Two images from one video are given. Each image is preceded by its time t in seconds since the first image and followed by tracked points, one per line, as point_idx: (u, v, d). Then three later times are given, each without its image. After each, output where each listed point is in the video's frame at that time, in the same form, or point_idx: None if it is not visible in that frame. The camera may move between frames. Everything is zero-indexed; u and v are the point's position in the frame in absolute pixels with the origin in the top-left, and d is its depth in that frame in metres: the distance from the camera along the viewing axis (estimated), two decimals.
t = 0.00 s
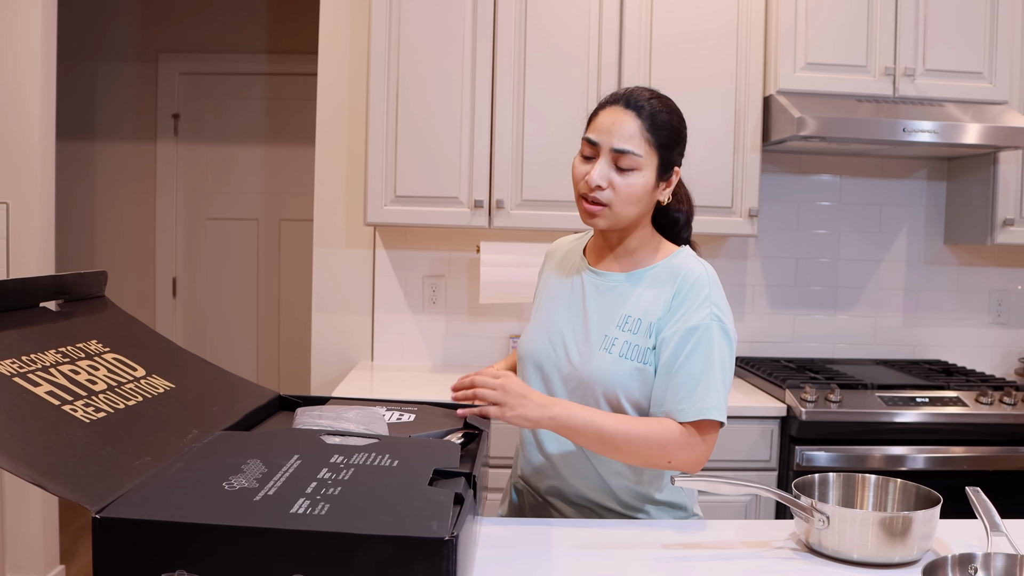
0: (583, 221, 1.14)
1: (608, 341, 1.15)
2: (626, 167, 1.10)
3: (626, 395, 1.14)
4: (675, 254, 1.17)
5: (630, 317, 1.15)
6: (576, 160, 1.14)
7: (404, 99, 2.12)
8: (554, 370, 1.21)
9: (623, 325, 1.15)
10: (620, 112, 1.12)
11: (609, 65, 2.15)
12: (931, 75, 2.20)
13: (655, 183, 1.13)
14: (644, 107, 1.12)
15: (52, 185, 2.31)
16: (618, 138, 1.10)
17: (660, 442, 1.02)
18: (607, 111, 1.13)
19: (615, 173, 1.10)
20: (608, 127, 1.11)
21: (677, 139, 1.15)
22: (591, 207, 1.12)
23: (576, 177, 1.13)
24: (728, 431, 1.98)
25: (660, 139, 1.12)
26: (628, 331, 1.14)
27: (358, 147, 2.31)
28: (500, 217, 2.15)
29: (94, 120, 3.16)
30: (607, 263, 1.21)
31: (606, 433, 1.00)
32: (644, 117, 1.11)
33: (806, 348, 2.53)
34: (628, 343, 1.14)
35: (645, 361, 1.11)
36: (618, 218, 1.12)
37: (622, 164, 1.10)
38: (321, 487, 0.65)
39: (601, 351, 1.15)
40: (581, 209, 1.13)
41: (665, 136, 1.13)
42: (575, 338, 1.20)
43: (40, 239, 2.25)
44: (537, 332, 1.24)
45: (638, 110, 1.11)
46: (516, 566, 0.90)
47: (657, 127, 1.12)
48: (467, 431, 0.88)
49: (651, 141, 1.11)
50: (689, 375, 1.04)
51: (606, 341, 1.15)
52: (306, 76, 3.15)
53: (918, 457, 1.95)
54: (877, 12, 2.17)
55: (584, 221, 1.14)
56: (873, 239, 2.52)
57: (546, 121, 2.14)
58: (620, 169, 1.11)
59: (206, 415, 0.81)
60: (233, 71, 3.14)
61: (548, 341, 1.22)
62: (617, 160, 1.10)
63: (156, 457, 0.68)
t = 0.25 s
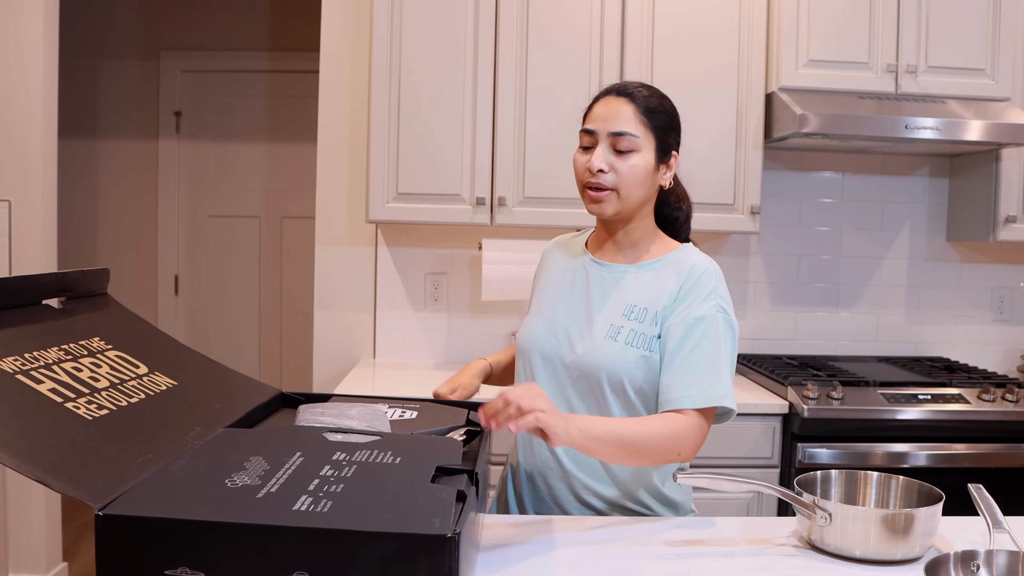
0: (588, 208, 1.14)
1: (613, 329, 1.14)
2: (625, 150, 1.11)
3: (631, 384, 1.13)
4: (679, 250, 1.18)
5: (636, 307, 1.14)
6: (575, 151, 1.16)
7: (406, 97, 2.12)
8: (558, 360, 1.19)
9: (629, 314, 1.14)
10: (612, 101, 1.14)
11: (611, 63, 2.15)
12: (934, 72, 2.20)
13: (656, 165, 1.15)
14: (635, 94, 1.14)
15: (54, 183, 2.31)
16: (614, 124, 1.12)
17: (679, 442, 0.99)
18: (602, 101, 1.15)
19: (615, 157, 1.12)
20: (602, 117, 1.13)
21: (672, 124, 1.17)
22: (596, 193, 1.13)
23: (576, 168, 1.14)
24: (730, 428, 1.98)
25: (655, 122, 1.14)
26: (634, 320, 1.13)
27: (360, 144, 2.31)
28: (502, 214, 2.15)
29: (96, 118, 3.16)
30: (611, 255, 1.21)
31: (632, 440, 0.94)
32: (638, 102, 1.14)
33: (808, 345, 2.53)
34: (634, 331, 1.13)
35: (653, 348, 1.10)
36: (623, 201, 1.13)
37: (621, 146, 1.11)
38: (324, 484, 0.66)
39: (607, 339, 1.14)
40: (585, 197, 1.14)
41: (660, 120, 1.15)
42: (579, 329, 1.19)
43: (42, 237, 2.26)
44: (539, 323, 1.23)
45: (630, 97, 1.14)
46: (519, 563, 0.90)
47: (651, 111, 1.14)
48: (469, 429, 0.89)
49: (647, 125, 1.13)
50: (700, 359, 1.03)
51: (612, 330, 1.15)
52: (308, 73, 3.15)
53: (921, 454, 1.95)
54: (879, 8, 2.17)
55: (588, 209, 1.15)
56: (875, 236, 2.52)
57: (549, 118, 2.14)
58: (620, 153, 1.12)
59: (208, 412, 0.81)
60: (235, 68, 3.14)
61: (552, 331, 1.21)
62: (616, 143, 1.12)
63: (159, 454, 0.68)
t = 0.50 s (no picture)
0: (590, 203, 1.13)
1: (612, 324, 1.13)
2: (619, 139, 1.12)
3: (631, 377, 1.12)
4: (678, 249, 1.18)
5: (635, 302, 1.13)
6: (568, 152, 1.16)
7: (407, 95, 2.12)
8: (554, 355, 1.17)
9: (628, 309, 1.13)
10: (597, 98, 1.16)
11: (613, 61, 2.15)
12: (935, 70, 2.19)
13: (648, 152, 1.15)
14: (618, 90, 1.16)
15: (56, 182, 2.32)
16: (603, 117, 1.13)
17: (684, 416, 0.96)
18: (586, 103, 1.17)
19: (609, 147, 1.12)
20: (589, 114, 1.14)
21: (656, 115, 1.18)
22: (596, 185, 1.12)
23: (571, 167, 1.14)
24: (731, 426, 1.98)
25: (642, 113, 1.15)
26: (634, 315, 1.13)
27: (362, 143, 2.31)
28: (504, 213, 2.16)
29: (98, 116, 3.17)
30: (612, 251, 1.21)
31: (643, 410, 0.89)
32: (621, 97, 1.15)
33: (810, 343, 2.53)
34: (634, 326, 1.12)
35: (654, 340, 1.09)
36: (624, 190, 1.13)
37: (613, 137, 1.11)
38: (326, 482, 0.66)
39: (608, 334, 1.13)
40: (585, 192, 1.13)
41: (646, 111, 1.16)
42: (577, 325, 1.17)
43: (44, 235, 2.26)
44: (532, 319, 1.21)
45: (614, 92, 1.16)
46: (521, 561, 0.90)
47: (634, 103, 1.16)
48: (471, 427, 0.89)
49: (635, 116, 1.14)
50: (697, 342, 1.01)
51: (611, 325, 1.13)
52: (311, 72, 3.16)
53: (922, 452, 1.95)
54: (881, 6, 2.16)
55: (590, 204, 1.13)
56: (877, 235, 2.52)
57: (550, 116, 2.14)
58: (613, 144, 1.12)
59: (210, 411, 0.81)
60: (237, 67, 3.15)
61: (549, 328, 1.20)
62: (608, 135, 1.12)
63: (161, 452, 0.69)
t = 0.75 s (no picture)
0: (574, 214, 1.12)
1: (611, 324, 1.13)
2: (594, 147, 1.09)
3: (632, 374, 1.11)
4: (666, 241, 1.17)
5: (631, 299, 1.13)
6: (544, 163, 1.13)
7: (408, 94, 2.12)
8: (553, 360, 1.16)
9: (625, 307, 1.13)
10: (566, 104, 1.12)
11: (614, 60, 2.15)
12: (936, 69, 2.19)
13: (625, 152, 1.12)
14: (587, 92, 1.12)
15: (58, 180, 2.32)
16: (575, 125, 1.09)
17: (688, 395, 0.96)
18: (555, 107, 1.13)
19: (585, 156, 1.09)
20: (561, 123, 1.11)
21: (626, 111, 1.15)
22: (577, 198, 1.10)
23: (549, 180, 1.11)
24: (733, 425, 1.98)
25: (613, 113, 1.12)
26: (631, 313, 1.13)
27: (363, 141, 2.31)
28: (505, 212, 2.16)
29: (99, 115, 3.17)
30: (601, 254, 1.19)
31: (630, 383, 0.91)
32: (589, 98, 1.12)
33: (812, 342, 2.53)
34: (632, 323, 1.12)
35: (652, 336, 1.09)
36: (607, 196, 1.11)
37: (587, 144, 1.09)
38: (328, 481, 0.66)
39: (608, 335, 1.12)
40: (568, 204, 1.11)
41: (616, 110, 1.13)
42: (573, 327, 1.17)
43: (46, 234, 2.27)
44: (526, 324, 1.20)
45: (583, 97, 1.12)
46: (522, 560, 0.90)
47: (603, 101, 1.12)
48: (472, 427, 0.89)
49: (607, 118, 1.11)
50: (695, 335, 1.00)
51: (609, 325, 1.13)
52: (312, 71, 3.16)
53: (923, 451, 1.95)
54: (882, 4, 2.16)
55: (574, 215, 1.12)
56: (878, 234, 2.52)
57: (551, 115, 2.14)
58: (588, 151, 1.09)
59: (211, 410, 0.81)
60: (238, 66, 3.15)
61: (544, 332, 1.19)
62: (581, 143, 1.09)
63: (163, 451, 0.69)
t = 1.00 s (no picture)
0: (546, 217, 1.13)
1: (602, 321, 1.13)
2: (561, 152, 1.09)
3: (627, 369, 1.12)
4: (648, 235, 1.17)
5: (619, 294, 1.13)
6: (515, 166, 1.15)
7: (409, 94, 2.12)
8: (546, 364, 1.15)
9: (614, 303, 1.13)
10: (533, 109, 1.11)
11: (615, 60, 2.15)
12: (937, 69, 2.19)
13: (593, 152, 1.12)
14: (555, 94, 1.11)
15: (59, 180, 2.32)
16: (541, 130, 1.09)
17: (694, 387, 0.97)
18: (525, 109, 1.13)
19: (553, 160, 1.10)
20: (529, 128, 1.11)
21: (596, 109, 1.14)
22: (547, 201, 1.11)
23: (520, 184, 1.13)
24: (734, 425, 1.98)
25: (581, 114, 1.12)
26: (620, 308, 1.12)
27: (364, 141, 2.31)
28: (506, 212, 2.16)
29: (101, 115, 3.17)
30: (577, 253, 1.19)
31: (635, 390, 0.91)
32: (556, 99, 1.11)
33: (813, 342, 2.53)
34: (623, 319, 1.12)
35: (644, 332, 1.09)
36: (577, 200, 1.12)
37: (554, 148, 1.09)
38: (329, 480, 0.66)
39: (599, 332, 1.12)
40: (539, 208, 1.13)
41: (583, 111, 1.12)
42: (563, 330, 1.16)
43: (47, 233, 2.27)
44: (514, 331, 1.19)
45: (550, 100, 1.11)
46: (524, 560, 0.90)
47: (570, 102, 1.11)
48: (473, 426, 0.89)
49: (574, 120, 1.11)
50: (685, 323, 1.00)
51: (601, 322, 1.13)
52: (313, 71, 3.16)
53: (924, 451, 1.95)
54: (883, 3, 2.16)
55: (546, 217, 1.14)
56: (879, 233, 2.52)
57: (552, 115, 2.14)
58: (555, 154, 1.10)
59: (213, 409, 0.81)
60: (239, 65, 3.15)
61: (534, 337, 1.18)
62: (549, 147, 1.09)
63: (164, 450, 0.69)
